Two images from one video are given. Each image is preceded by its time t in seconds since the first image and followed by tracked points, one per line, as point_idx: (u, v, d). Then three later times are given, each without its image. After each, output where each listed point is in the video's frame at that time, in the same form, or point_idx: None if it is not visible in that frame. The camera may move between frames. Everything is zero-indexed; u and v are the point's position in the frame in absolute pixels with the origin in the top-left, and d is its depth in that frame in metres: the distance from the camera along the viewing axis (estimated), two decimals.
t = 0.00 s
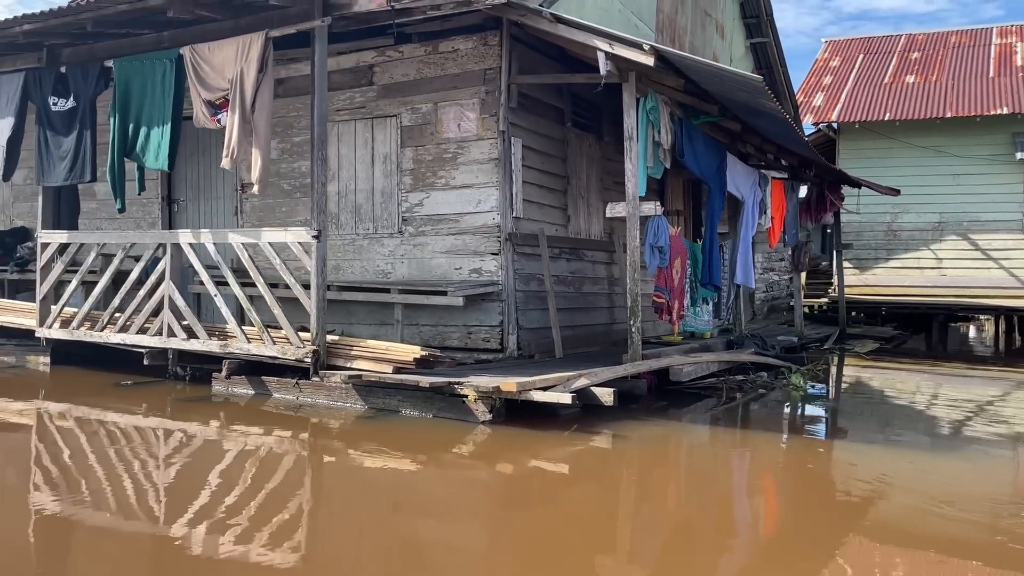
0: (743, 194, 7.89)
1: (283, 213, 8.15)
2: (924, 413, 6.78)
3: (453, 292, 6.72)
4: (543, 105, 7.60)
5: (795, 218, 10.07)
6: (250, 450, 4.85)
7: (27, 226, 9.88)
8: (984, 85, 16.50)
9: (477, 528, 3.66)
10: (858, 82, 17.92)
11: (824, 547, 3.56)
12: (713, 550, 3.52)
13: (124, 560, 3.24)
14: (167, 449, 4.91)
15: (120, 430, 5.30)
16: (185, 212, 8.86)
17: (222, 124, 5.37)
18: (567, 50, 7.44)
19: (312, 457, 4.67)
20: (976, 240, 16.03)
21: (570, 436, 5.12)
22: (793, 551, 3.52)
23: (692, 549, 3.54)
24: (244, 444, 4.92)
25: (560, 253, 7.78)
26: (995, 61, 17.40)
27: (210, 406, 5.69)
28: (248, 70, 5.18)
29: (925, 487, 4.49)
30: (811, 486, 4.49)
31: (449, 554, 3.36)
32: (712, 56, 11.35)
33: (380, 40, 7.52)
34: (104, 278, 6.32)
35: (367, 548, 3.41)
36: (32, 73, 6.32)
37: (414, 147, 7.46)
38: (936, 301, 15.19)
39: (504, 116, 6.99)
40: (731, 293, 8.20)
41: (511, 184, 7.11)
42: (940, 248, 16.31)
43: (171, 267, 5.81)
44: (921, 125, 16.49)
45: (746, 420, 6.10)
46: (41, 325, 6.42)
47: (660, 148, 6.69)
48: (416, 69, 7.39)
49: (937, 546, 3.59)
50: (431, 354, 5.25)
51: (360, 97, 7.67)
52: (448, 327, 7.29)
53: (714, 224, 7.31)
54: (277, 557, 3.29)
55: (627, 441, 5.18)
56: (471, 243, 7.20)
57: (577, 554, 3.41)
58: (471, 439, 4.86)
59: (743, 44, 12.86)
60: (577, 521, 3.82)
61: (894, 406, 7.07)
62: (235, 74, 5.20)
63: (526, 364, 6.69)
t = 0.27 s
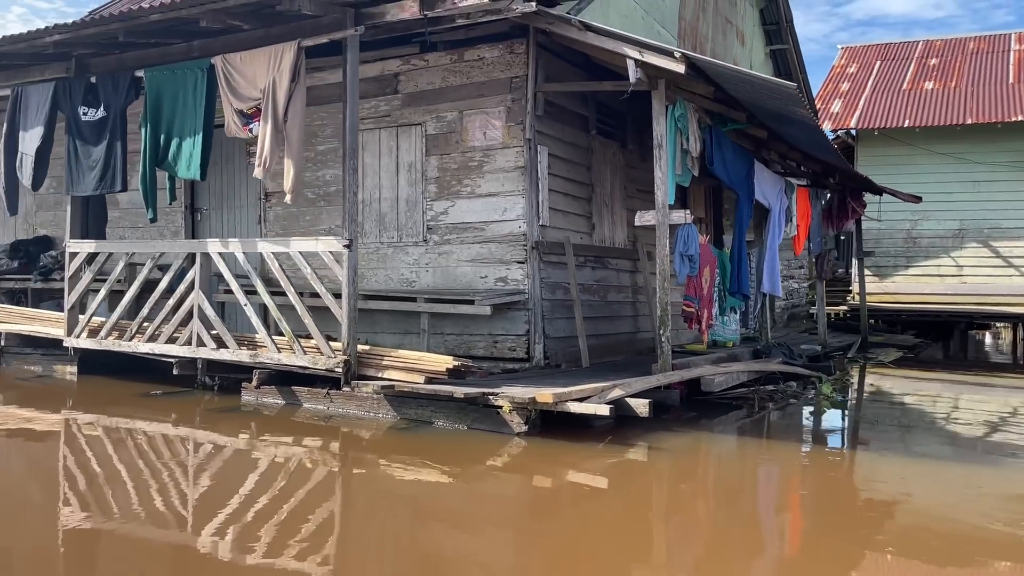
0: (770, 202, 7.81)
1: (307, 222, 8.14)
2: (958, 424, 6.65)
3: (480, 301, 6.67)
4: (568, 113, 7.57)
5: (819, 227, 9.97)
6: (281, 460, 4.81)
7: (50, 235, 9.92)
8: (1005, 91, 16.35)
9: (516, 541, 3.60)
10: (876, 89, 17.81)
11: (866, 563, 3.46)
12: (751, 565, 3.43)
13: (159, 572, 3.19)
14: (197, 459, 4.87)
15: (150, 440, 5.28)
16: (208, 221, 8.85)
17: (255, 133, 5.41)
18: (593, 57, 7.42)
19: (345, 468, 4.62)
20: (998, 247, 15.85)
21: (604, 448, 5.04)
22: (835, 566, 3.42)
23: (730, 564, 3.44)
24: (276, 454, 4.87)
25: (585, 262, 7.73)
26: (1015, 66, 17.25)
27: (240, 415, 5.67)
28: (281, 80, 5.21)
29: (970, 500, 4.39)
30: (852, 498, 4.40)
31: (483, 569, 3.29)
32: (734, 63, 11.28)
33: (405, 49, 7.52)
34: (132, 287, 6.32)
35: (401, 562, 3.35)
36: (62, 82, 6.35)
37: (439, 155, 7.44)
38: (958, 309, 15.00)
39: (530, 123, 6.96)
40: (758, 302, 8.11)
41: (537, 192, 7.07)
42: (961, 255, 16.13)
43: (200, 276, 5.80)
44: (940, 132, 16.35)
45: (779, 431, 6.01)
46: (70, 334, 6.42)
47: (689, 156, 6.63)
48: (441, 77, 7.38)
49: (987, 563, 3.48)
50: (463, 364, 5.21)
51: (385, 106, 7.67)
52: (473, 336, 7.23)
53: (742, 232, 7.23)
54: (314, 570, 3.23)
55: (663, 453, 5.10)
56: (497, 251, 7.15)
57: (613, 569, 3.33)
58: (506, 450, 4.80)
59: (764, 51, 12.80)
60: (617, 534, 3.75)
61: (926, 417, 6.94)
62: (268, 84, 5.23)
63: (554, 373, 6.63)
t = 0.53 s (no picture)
0: (798, 208, 7.73)
1: (331, 229, 8.11)
2: (993, 432, 6.52)
3: (508, 308, 6.61)
4: (594, 118, 7.52)
5: (844, 234, 9.89)
6: (312, 469, 4.75)
7: (71, 242, 9.95)
8: None
9: (559, 551, 3.53)
10: (895, 94, 17.68)
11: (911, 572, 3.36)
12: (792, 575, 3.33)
13: None
14: (228, 468, 4.82)
15: (179, 448, 5.24)
16: (230, 228, 8.82)
17: (285, 140, 5.40)
18: (619, 63, 7.37)
19: (378, 476, 4.57)
20: (1019, 253, 15.67)
21: (639, 458, 4.96)
22: None
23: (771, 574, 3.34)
24: (308, 463, 4.82)
25: (610, 268, 7.67)
26: None
27: (269, 424, 5.63)
28: (312, 87, 5.20)
29: (1018, 509, 4.28)
30: (898, 505, 4.30)
31: None
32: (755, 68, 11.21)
33: (430, 54, 7.49)
34: (160, 295, 6.30)
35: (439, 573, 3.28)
36: (90, 90, 6.35)
37: (464, 161, 7.39)
38: (980, 315, 14.81)
39: (557, 129, 6.91)
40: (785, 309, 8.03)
41: (563, 199, 7.02)
42: (982, 261, 15.95)
43: (229, 284, 5.77)
44: (961, 136, 16.20)
45: (813, 439, 5.91)
46: (97, 341, 6.40)
47: (718, 161, 6.56)
48: (467, 83, 7.34)
49: None
50: (495, 373, 5.15)
51: (409, 112, 7.63)
52: (499, 343, 7.16)
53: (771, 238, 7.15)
54: None
55: (699, 462, 5.02)
56: (523, 258, 7.10)
57: None
58: (540, 460, 4.73)
59: (784, 56, 12.71)
60: (661, 544, 3.68)
61: (960, 425, 6.82)
62: (299, 90, 5.23)
63: (583, 381, 6.56)
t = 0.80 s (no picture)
0: (825, 211, 7.65)
1: (353, 233, 8.09)
2: None
3: (534, 312, 6.56)
4: (619, 121, 7.47)
5: (868, 237, 9.79)
6: (343, 475, 4.71)
7: (92, 246, 9.97)
8: None
9: (601, 559, 3.47)
10: (913, 96, 17.55)
11: None
12: None
13: None
14: (258, 474, 4.79)
15: (207, 453, 5.21)
16: (252, 232, 8.82)
17: (316, 144, 5.34)
18: (645, 66, 7.32)
19: (411, 482, 4.52)
20: None
21: (673, 464, 4.89)
22: None
23: None
24: (339, 469, 4.78)
25: (635, 272, 7.61)
26: None
27: (298, 429, 5.60)
28: (342, 90, 5.18)
29: None
30: (943, 512, 4.22)
31: None
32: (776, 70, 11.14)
33: (454, 58, 7.46)
34: (186, 299, 6.29)
35: None
36: (116, 94, 6.35)
37: (488, 165, 7.35)
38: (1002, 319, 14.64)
39: (582, 132, 6.86)
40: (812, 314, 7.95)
41: (589, 202, 6.97)
42: (1002, 265, 15.78)
43: (256, 288, 5.76)
44: (980, 139, 16.06)
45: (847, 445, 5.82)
46: (122, 346, 6.39)
47: (746, 164, 6.50)
48: (491, 86, 7.30)
49: None
50: (527, 378, 5.10)
51: (432, 116, 7.60)
52: (523, 348, 7.11)
53: (800, 242, 7.07)
54: None
55: (734, 468, 4.95)
56: (547, 262, 7.05)
57: None
58: (574, 467, 4.67)
59: (804, 58, 12.64)
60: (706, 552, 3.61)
61: (993, 430, 6.71)
62: (329, 94, 5.22)
63: (609, 387, 6.49)
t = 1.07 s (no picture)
0: (849, 212, 7.58)
1: (372, 235, 8.05)
2: None
3: (558, 314, 6.50)
4: (640, 121, 7.41)
5: (888, 238, 9.71)
6: (371, 478, 4.66)
7: (109, 248, 9.97)
8: None
9: (639, 564, 3.40)
10: (928, 96, 17.44)
11: None
12: None
13: None
14: (284, 477, 4.74)
15: (233, 456, 5.18)
16: (269, 234, 8.78)
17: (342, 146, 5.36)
18: (668, 65, 7.27)
19: (441, 485, 4.47)
20: None
21: (704, 467, 4.82)
22: None
23: None
24: (367, 472, 4.73)
25: (657, 274, 7.55)
26: None
27: (323, 432, 5.56)
28: (368, 90, 5.14)
29: None
30: (983, 515, 4.13)
31: None
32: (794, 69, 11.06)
33: (474, 58, 7.42)
34: (208, 301, 6.26)
35: None
36: (139, 96, 6.34)
37: (509, 166, 7.30)
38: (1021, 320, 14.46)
39: (605, 133, 6.81)
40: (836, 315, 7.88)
41: (612, 203, 6.92)
42: (1018, 265, 15.48)
43: (280, 290, 5.73)
44: (997, 138, 15.91)
45: (877, 449, 5.73)
46: (144, 349, 6.37)
47: (772, 164, 6.44)
48: (512, 87, 7.26)
49: None
50: (555, 381, 5.07)
51: (452, 117, 7.56)
52: (546, 350, 7.05)
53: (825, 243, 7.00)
54: None
55: (767, 471, 4.86)
56: (570, 263, 6.99)
57: None
58: (605, 471, 4.61)
59: (821, 58, 12.56)
60: (748, 556, 3.54)
61: None
62: (355, 95, 5.18)
63: (634, 389, 6.43)
